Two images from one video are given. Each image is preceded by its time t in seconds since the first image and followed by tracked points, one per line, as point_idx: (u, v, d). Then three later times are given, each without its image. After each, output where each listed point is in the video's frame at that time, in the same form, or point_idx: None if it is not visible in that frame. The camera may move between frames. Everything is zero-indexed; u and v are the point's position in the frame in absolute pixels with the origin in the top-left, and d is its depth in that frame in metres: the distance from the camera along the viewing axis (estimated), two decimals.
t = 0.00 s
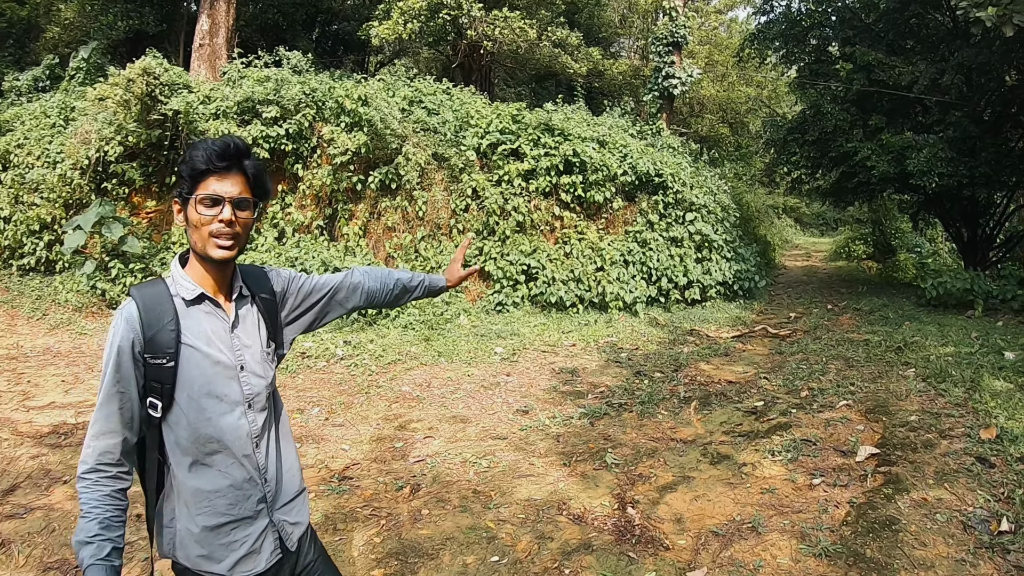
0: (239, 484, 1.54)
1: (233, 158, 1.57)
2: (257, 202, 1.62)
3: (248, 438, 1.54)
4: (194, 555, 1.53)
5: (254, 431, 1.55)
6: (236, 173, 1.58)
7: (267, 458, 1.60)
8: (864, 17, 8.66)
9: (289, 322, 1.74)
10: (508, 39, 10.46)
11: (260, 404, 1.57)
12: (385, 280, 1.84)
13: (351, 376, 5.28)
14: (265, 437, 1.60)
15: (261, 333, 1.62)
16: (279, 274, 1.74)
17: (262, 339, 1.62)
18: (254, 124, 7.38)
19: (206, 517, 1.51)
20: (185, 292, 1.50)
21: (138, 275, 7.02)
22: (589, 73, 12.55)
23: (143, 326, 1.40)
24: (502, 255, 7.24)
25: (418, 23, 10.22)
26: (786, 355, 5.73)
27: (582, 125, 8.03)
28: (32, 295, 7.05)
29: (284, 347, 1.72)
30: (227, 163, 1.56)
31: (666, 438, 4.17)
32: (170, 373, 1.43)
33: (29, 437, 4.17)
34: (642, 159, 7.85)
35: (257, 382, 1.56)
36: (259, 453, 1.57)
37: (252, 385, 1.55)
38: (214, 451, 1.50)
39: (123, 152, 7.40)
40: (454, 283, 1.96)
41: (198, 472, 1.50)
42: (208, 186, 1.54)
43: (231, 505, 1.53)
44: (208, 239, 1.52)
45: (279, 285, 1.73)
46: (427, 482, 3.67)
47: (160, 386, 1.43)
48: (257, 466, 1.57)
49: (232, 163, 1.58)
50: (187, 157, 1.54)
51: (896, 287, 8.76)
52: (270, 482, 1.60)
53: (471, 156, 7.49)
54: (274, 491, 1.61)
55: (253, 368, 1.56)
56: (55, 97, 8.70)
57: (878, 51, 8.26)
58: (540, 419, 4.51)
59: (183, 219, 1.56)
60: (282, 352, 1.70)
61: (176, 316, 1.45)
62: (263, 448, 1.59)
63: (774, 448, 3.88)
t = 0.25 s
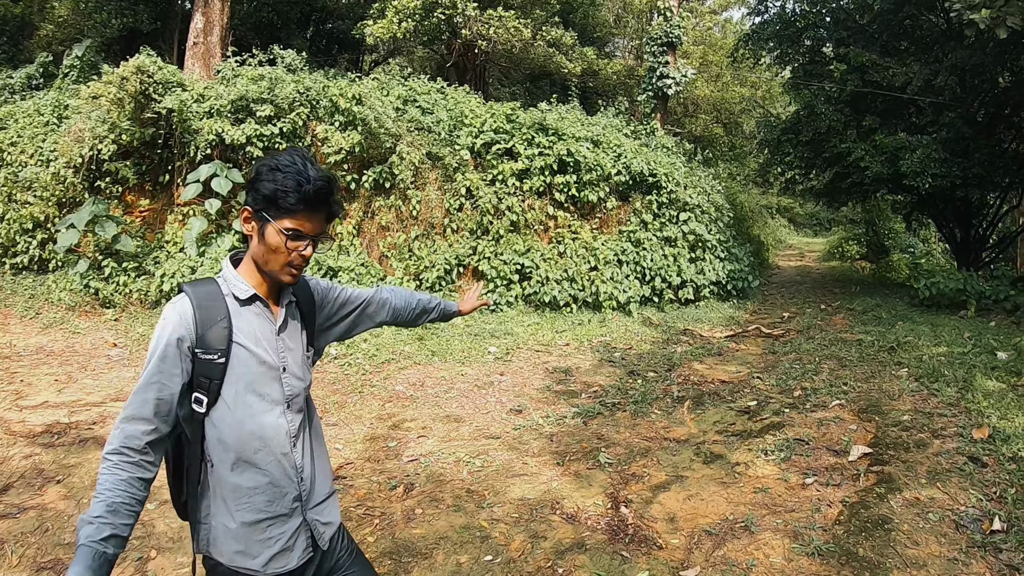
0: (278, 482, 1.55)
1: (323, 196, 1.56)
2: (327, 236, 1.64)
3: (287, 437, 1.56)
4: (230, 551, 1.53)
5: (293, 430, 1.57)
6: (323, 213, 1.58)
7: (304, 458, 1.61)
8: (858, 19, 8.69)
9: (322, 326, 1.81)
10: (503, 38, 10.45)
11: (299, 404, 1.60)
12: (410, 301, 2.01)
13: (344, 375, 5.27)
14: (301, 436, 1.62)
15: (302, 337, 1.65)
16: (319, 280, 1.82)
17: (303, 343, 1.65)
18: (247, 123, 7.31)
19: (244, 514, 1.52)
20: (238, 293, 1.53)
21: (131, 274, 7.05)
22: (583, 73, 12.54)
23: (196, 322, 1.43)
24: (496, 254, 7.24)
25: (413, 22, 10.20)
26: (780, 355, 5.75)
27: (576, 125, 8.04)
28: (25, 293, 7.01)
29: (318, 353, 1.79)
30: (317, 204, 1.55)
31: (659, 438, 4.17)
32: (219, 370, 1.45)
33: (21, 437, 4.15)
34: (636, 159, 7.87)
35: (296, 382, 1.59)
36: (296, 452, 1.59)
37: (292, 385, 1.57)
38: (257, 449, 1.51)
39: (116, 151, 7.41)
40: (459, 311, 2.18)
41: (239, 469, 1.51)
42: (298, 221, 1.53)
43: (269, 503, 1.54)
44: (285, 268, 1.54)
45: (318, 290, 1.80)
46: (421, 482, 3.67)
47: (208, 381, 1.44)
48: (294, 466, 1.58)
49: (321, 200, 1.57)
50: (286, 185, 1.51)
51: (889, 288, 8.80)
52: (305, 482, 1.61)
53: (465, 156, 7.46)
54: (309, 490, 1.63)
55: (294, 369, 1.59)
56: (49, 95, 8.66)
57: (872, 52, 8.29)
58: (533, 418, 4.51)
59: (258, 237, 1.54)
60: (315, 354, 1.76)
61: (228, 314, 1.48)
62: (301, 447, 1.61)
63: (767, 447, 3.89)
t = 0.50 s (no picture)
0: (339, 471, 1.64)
1: (401, 205, 1.61)
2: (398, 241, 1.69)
3: (349, 429, 1.66)
4: (290, 537, 1.60)
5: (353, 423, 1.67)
6: (400, 220, 1.63)
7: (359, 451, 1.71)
8: (855, 19, 8.72)
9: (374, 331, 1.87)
10: (500, 38, 10.45)
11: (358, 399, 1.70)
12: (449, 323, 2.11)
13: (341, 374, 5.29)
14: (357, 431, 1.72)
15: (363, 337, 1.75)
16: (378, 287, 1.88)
17: (363, 340, 1.75)
18: (244, 122, 7.35)
19: (309, 501, 1.60)
20: (317, 289, 1.59)
21: (127, 273, 7.00)
22: (580, 72, 12.54)
23: (280, 314, 1.50)
24: (492, 254, 7.25)
25: (410, 21, 10.19)
26: (776, 354, 5.76)
27: (573, 124, 8.06)
28: (21, 292, 7.00)
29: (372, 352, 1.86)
30: (397, 212, 1.60)
31: (655, 437, 4.18)
32: (298, 362, 1.52)
33: (17, 436, 4.14)
34: (633, 158, 7.88)
35: (358, 378, 1.69)
36: (354, 445, 1.69)
37: (355, 381, 1.68)
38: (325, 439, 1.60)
39: (112, 149, 7.40)
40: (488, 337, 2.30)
41: (306, 458, 1.58)
42: (382, 228, 1.59)
43: (330, 491, 1.63)
44: (361, 269, 1.61)
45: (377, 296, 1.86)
46: (417, 480, 3.67)
47: (286, 371, 1.51)
48: (351, 457, 1.68)
49: (400, 209, 1.62)
50: (367, 192, 1.57)
51: (885, 287, 8.82)
52: (360, 474, 1.71)
53: (462, 156, 7.52)
54: (361, 482, 1.72)
55: (357, 365, 1.69)
56: (45, 93, 8.64)
57: (869, 52, 8.31)
58: (530, 418, 4.52)
59: (337, 238, 1.60)
60: (372, 355, 1.84)
61: (309, 309, 1.55)
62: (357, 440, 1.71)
63: (763, 447, 3.90)
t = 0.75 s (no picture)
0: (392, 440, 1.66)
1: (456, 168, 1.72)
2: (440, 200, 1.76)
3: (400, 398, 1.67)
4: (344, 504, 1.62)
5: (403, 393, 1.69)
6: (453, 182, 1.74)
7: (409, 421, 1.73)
8: (850, 20, 8.75)
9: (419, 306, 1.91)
10: (495, 37, 10.45)
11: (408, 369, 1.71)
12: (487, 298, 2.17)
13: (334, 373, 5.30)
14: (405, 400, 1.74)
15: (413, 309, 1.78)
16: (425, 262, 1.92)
17: (411, 312, 1.77)
18: (239, 120, 7.34)
19: (364, 469, 1.62)
20: (374, 261, 1.60)
21: (120, 270, 7.01)
22: (575, 72, 12.53)
23: (339, 286, 1.51)
24: (486, 253, 7.21)
25: (405, 20, 10.17)
26: (770, 354, 5.77)
27: (567, 124, 8.06)
28: (14, 290, 6.98)
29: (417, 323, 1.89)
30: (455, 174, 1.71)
31: (648, 436, 4.18)
32: (356, 334, 1.53)
33: (8, 434, 4.12)
34: (628, 158, 7.88)
35: (408, 349, 1.71)
36: (403, 413, 1.71)
37: (405, 351, 1.69)
38: (380, 408, 1.61)
39: (107, 147, 7.42)
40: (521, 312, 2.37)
41: (361, 429, 1.59)
42: (439, 190, 1.64)
43: (383, 461, 1.64)
44: (435, 234, 1.69)
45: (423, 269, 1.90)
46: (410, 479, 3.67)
47: (343, 343, 1.52)
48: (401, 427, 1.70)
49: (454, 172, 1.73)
50: (438, 159, 1.63)
51: (879, 288, 8.85)
52: (408, 444, 1.73)
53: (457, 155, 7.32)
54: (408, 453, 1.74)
55: (406, 336, 1.71)
56: (39, 90, 8.61)
57: (864, 53, 8.33)
58: (523, 417, 4.52)
59: (415, 210, 1.62)
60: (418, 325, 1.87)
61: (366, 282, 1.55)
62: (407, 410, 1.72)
63: (755, 447, 3.91)
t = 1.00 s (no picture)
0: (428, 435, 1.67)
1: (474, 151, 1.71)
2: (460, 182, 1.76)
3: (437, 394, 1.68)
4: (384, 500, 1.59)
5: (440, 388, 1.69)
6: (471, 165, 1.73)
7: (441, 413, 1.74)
8: (845, 21, 8.78)
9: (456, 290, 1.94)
10: (491, 35, 10.45)
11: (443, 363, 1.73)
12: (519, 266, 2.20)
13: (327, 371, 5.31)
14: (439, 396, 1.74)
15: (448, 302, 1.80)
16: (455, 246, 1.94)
17: (446, 308, 1.77)
18: (233, 116, 7.32)
19: (404, 463, 1.61)
20: (411, 261, 1.60)
21: (114, 268, 6.98)
22: (571, 70, 12.53)
23: (380, 290, 1.50)
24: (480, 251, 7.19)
25: (401, 17, 10.15)
26: (763, 354, 5.78)
27: (562, 123, 8.06)
28: (6, 286, 6.94)
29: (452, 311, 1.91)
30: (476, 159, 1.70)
31: (641, 435, 4.19)
32: (396, 335, 1.53)
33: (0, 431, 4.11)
34: (622, 157, 7.87)
35: (444, 345, 1.71)
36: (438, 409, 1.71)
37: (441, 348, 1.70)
38: (419, 405, 1.62)
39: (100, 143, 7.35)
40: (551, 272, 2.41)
41: (401, 426, 1.60)
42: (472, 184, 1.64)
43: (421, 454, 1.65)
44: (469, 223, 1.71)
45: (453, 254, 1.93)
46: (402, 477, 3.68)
47: (383, 346, 1.52)
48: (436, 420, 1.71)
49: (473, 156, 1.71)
50: (467, 152, 1.61)
51: (873, 288, 8.89)
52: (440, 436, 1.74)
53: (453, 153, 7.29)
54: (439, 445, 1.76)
55: (442, 333, 1.71)
56: (33, 86, 8.57)
57: (859, 54, 8.35)
58: (517, 415, 4.52)
59: (453, 208, 1.62)
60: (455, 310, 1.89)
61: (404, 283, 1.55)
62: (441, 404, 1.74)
63: (748, 446, 3.92)
